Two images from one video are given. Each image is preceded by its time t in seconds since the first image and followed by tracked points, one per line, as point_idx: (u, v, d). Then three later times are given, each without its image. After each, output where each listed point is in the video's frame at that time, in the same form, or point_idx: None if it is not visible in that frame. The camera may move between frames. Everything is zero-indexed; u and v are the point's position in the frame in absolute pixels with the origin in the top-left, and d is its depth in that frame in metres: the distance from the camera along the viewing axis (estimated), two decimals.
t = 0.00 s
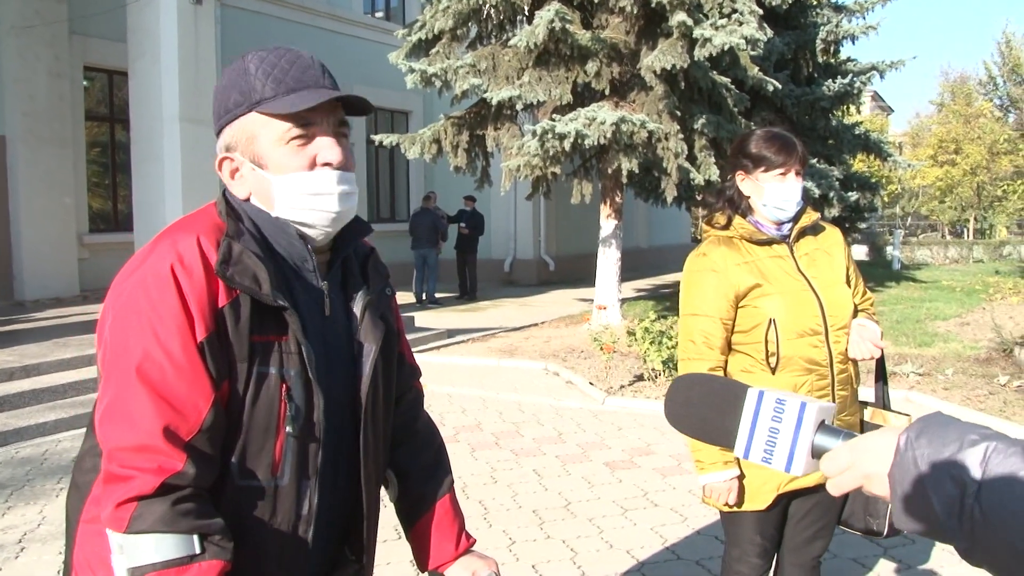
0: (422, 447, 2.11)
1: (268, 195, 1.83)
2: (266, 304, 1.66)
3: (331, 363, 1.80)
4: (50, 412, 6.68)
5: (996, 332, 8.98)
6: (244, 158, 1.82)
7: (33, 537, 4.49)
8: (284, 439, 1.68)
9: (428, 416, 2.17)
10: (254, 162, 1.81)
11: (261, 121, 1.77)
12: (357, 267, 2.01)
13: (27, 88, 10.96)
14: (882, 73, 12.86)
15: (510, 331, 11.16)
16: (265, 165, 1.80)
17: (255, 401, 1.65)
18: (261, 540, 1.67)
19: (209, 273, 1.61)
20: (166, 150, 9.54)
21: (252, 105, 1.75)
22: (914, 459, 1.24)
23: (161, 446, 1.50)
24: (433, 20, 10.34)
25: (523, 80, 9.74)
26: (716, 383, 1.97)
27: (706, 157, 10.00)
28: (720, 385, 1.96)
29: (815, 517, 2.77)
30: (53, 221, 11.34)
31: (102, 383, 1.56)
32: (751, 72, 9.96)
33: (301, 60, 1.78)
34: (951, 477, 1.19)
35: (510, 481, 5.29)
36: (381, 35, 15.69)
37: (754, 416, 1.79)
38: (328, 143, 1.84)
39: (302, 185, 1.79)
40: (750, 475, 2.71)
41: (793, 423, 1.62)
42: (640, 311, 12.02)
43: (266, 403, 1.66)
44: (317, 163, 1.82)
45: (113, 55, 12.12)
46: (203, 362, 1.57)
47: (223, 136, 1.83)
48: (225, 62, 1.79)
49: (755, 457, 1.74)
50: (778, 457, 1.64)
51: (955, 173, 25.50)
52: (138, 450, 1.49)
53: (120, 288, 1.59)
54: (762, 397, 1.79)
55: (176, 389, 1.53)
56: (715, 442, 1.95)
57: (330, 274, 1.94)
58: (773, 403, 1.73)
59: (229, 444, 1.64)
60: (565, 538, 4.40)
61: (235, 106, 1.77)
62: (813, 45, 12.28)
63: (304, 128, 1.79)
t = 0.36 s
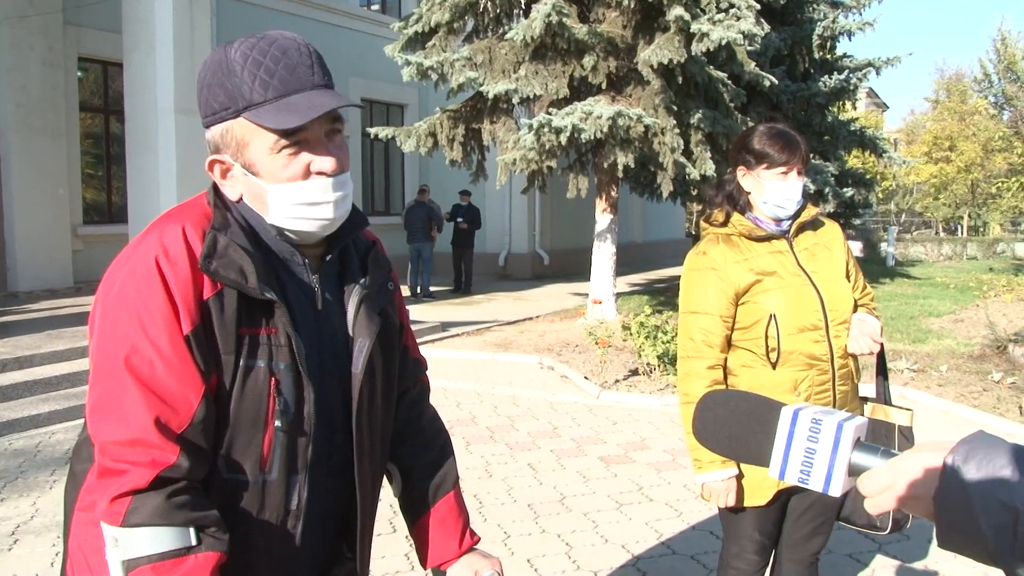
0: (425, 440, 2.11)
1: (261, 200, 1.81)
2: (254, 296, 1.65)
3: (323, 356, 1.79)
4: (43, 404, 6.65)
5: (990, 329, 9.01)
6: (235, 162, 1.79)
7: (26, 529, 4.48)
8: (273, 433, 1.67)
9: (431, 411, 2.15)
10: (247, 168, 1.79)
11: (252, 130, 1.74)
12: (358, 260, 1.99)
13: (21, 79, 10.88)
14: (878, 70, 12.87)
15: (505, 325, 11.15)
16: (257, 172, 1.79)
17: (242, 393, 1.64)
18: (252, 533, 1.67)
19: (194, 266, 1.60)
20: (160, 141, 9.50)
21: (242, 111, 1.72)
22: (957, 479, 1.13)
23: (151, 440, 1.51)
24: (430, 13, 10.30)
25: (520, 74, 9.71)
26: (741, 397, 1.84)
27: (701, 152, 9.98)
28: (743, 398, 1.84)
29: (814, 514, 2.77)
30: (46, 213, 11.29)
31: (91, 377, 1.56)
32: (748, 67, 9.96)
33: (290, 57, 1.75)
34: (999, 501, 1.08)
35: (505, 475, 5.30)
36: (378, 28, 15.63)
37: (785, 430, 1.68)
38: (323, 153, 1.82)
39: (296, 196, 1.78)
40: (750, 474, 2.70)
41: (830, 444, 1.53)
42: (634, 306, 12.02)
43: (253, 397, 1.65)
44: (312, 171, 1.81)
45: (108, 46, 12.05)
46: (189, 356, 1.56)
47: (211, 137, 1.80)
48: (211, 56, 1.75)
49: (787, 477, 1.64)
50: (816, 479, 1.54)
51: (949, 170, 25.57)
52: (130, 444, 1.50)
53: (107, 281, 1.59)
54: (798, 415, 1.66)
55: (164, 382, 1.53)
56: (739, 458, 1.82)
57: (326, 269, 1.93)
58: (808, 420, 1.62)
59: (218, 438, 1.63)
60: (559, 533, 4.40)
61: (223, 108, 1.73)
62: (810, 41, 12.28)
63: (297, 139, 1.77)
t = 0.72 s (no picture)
0: (432, 433, 2.10)
1: (278, 189, 1.80)
2: (272, 290, 1.64)
3: (337, 350, 1.79)
4: (40, 397, 6.63)
5: (988, 322, 9.01)
6: (252, 148, 1.78)
7: (24, 523, 4.46)
8: (290, 428, 1.66)
9: (439, 404, 2.14)
10: (263, 155, 1.78)
11: (272, 116, 1.74)
12: (369, 254, 1.99)
13: (17, 71, 10.83)
14: (876, 63, 12.85)
15: (503, 319, 11.14)
16: (276, 160, 1.78)
17: (260, 387, 1.63)
18: (269, 528, 1.66)
19: (214, 258, 1.59)
20: (157, 134, 9.45)
21: (263, 96, 1.71)
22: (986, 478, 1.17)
23: (169, 434, 1.49)
24: (428, 5, 10.25)
25: (518, 67, 9.67)
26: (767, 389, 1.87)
27: (700, 146, 9.96)
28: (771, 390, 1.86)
29: (814, 508, 2.77)
30: (43, 206, 11.25)
31: (107, 370, 1.55)
32: (746, 60, 9.93)
33: (310, 45, 1.75)
34: None
35: (505, 468, 5.29)
36: (375, 21, 15.55)
37: (808, 425, 1.68)
38: (342, 141, 1.83)
39: (314, 183, 1.78)
40: (757, 465, 2.70)
41: (853, 437, 1.53)
42: (632, 299, 12.01)
43: (270, 391, 1.64)
44: (332, 159, 1.81)
45: (103, 38, 11.99)
46: (208, 349, 1.55)
47: (227, 123, 1.78)
48: (228, 41, 1.73)
49: (810, 469, 1.65)
50: (837, 471, 1.55)
51: (946, 164, 25.60)
52: (147, 438, 1.48)
53: (124, 271, 1.58)
54: (822, 407, 1.67)
55: (183, 375, 1.52)
56: (762, 449, 1.84)
57: (338, 262, 1.93)
58: (832, 413, 1.63)
59: (235, 432, 1.62)
60: (560, 526, 4.40)
61: (243, 93, 1.72)
62: (808, 34, 12.25)
63: (317, 126, 1.77)
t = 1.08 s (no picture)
0: (440, 430, 2.09)
1: (294, 180, 1.80)
2: (287, 288, 1.63)
3: (349, 348, 1.78)
4: (39, 393, 6.62)
5: (988, 322, 9.01)
6: (268, 140, 1.77)
7: (23, 518, 4.46)
8: (304, 427, 1.66)
9: (446, 402, 2.14)
10: (280, 146, 1.77)
11: (292, 105, 1.73)
12: (378, 253, 1.99)
13: (17, 66, 10.81)
14: (877, 62, 12.83)
15: (502, 316, 11.13)
16: (293, 151, 1.77)
17: (274, 386, 1.63)
18: (281, 525, 1.66)
19: (229, 256, 1.58)
20: (157, 129, 9.44)
21: (284, 86, 1.70)
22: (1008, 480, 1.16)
23: (183, 432, 1.49)
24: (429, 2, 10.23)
25: (519, 63, 9.66)
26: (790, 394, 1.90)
27: (701, 144, 9.95)
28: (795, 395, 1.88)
29: (815, 509, 2.77)
30: (42, 201, 11.24)
31: (119, 367, 1.54)
32: (747, 58, 9.91)
33: (330, 38, 1.76)
34: None
35: (506, 466, 5.28)
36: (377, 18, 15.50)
37: (830, 429, 1.67)
38: (358, 132, 1.83)
39: (331, 175, 1.77)
40: (759, 464, 2.70)
41: (876, 442, 1.52)
42: (632, 297, 12.01)
43: (284, 390, 1.63)
44: (349, 151, 1.81)
45: (103, 34, 11.96)
46: (223, 346, 1.54)
47: (244, 113, 1.76)
48: (247, 31, 1.73)
49: (831, 476, 1.63)
50: (860, 478, 1.53)
51: (947, 163, 25.60)
52: (160, 436, 1.47)
53: (138, 266, 1.57)
54: (844, 413, 1.66)
55: (197, 373, 1.51)
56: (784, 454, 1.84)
57: (348, 260, 1.92)
58: (854, 418, 1.61)
59: (248, 431, 1.62)
60: (560, 524, 4.40)
61: (263, 83, 1.71)
62: (809, 33, 12.24)
63: (335, 116, 1.77)
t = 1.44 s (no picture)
0: (440, 432, 2.08)
1: (298, 178, 1.80)
2: (288, 287, 1.63)
3: (350, 348, 1.78)
4: (39, 391, 6.62)
5: (988, 326, 9.00)
6: (271, 136, 1.76)
7: (22, 516, 4.45)
8: (303, 427, 1.65)
9: (447, 403, 2.13)
10: (283, 143, 1.77)
11: (295, 101, 1.72)
12: (380, 252, 1.98)
13: (19, 64, 10.81)
14: (878, 65, 12.83)
15: (501, 317, 11.12)
16: (296, 146, 1.76)
17: (274, 387, 1.62)
18: (279, 526, 1.65)
19: (230, 254, 1.57)
20: (158, 128, 9.43)
21: (287, 82, 1.69)
22: None
23: (181, 432, 1.48)
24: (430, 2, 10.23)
25: (520, 65, 9.65)
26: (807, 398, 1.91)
27: (702, 146, 9.93)
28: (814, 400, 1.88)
29: (815, 512, 2.77)
30: (43, 200, 11.24)
31: (118, 366, 1.53)
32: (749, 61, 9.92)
33: (332, 35, 1.76)
34: None
35: (506, 467, 5.27)
36: (378, 18, 15.51)
37: (848, 435, 1.71)
38: (362, 127, 1.82)
39: (335, 171, 1.77)
40: (761, 466, 2.70)
41: (894, 448, 1.57)
42: (632, 299, 12.01)
43: (285, 390, 1.63)
44: (352, 146, 1.81)
45: (105, 33, 11.96)
46: (222, 344, 1.53)
47: (247, 112, 1.76)
48: (250, 29, 1.73)
49: (848, 479, 1.68)
50: (877, 483, 1.58)
51: (948, 166, 25.59)
52: (159, 436, 1.47)
53: (139, 264, 1.56)
54: (863, 418, 1.70)
55: (197, 373, 1.50)
56: (798, 458, 1.87)
57: (350, 260, 1.92)
58: (872, 424, 1.65)
59: (247, 431, 1.61)
60: (559, 526, 4.39)
61: (266, 80, 1.70)
62: (811, 35, 12.25)
63: (339, 111, 1.76)
